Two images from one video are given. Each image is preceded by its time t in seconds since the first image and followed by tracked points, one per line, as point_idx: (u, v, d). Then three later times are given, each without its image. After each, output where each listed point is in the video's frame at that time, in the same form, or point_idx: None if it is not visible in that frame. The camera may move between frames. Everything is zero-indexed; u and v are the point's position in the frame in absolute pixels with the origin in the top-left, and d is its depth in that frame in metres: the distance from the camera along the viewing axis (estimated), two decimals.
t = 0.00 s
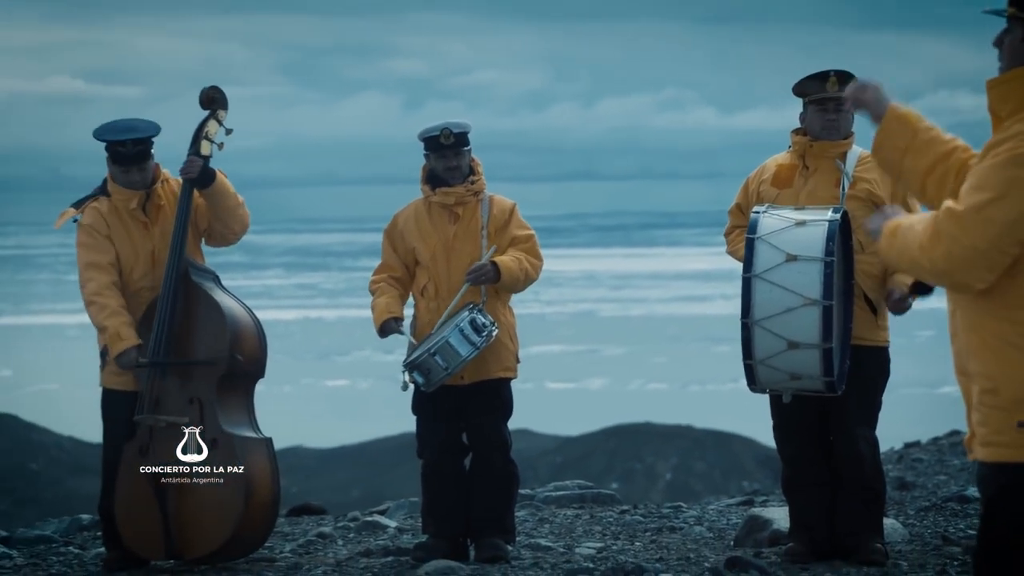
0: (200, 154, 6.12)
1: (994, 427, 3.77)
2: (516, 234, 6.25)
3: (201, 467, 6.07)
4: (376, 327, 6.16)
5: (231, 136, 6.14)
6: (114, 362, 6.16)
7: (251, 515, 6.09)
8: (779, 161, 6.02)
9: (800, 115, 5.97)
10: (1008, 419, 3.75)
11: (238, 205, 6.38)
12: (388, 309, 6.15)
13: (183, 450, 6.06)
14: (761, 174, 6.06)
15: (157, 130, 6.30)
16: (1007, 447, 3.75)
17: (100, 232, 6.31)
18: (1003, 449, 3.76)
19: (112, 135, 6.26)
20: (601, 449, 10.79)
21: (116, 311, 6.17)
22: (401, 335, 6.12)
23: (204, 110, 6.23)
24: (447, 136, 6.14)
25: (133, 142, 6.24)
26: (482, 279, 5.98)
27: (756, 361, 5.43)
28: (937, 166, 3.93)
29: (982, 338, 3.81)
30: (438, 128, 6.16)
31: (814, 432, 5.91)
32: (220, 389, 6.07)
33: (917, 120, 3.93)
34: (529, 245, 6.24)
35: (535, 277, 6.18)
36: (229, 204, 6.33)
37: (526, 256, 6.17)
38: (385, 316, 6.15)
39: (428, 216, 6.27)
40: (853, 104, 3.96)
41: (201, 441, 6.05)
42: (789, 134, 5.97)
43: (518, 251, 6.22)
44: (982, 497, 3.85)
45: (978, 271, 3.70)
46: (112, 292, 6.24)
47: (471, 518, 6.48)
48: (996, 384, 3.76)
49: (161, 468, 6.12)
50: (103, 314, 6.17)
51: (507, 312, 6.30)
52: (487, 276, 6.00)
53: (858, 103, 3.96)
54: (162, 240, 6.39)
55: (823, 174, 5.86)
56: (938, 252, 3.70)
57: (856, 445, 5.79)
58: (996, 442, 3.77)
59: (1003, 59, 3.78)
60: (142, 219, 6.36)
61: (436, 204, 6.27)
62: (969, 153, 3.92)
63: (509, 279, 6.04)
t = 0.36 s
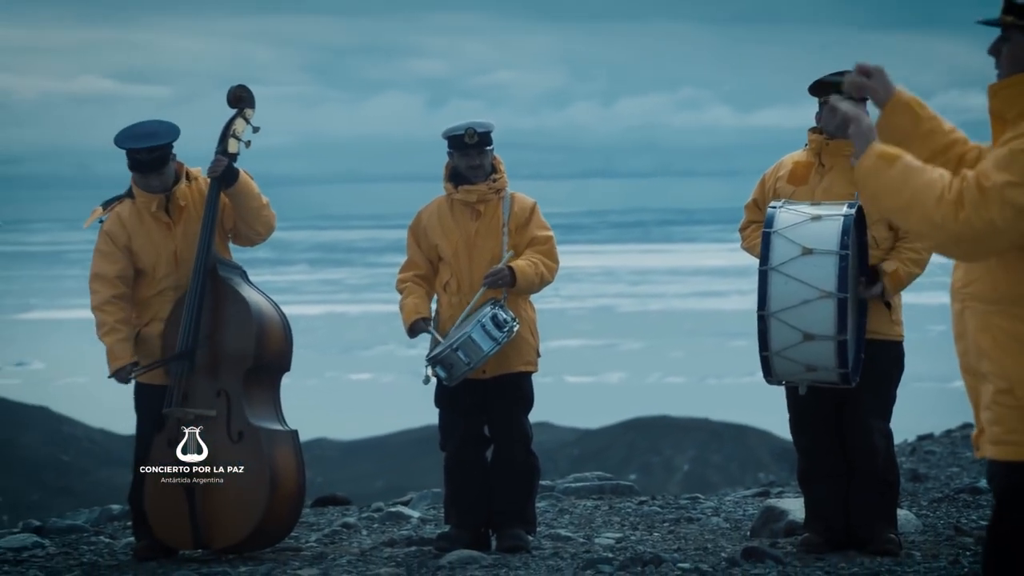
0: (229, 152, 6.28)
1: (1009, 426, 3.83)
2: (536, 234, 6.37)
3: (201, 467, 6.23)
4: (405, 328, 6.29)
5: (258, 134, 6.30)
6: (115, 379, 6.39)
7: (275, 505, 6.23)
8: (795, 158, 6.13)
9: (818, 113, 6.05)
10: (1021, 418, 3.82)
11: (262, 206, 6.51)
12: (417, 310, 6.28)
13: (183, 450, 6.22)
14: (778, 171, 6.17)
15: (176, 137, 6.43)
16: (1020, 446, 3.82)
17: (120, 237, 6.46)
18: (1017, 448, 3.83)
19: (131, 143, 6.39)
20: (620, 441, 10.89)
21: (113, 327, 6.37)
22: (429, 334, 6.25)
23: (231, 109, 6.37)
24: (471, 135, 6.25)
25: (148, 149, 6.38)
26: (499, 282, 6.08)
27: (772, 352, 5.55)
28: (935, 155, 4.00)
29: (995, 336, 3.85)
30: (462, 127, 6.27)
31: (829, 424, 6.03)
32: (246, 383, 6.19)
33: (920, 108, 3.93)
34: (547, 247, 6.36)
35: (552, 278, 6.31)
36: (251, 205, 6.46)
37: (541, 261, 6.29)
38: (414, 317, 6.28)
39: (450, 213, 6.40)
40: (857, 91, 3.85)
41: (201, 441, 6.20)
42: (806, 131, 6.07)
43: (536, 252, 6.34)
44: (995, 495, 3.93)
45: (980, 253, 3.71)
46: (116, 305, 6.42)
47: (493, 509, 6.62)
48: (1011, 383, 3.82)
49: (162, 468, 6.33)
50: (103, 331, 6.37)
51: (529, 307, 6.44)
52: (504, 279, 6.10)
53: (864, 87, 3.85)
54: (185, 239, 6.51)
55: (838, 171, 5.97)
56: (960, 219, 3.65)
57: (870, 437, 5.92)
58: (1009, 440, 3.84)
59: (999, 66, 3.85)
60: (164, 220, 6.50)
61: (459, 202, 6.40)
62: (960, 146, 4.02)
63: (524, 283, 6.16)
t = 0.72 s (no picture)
0: (243, 149, 6.40)
1: (1009, 422, 3.95)
2: (555, 230, 6.50)
3: (201, 467, 6.41)
4: (424, 322, 6.42)
5: (272, 129, 6.41)
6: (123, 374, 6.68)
7: (294, 496, 6.36)
8: (808, 156, 6.24)
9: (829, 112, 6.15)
10: (1022, 415, 3.94)
11: (279, 201, 6.63)
12: (435, 306, 6.41)
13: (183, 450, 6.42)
14: (790, 167, 6.30)
15: (203, 124, 6.58)
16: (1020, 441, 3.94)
17: (145, 229, 6.65)
18: (1015, 443, 3.94)
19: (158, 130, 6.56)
20: (636, 432, 11.03)
21: (124, 323, 6.63)
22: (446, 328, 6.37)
23: (247, 105, 6.49)
24: (489, 134, 6.38)
25: (172, 134, 6.52)
26: (519, 276, 6.22)
27: (788, 342, 5.66)
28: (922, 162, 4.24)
29: (996, 333, 3.98)
30: (481, 125, 6.39)
31: (842, 416, 6.13)
32: (264, 375, 6.31)
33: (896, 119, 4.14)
34: (566, 243, 6.49)
35: (570, 274, 6.43)
36: (268, 199, 6.58)
37: (561, 255, 6.41)
38: (433, 312, 6.41)
39: (470, 209, 6.53)
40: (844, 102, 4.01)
41: (201, 441, 6.38)
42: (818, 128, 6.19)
43: (555, 247, 6.47)
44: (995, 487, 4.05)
45: (981, 245, 3.80)
46: (134, 299, 6.68)
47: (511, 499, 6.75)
48: (1013, 380, 3.94)
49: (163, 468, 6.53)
50: (117, 324, 6.64)
51: (546, 302, 6.56)
52: (524, 274, 6.23)
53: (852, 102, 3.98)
54: (207, 232, 6.64)
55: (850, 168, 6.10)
56: (968, 212, 3.73)
57: (882, 428, 6.04)
58: (1008, 435, 3.95)
59: (1007, 59, 3.92)
60: (188, 212, 6.64)
61: (478, 198, 6.53)
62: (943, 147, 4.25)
63: (544, 277, 6.29)
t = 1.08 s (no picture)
0: (270, 145, 6.52)
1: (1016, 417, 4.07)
2: (576, 226, 6.62)
3: (201, 467, 6.68)
4: (446, 316, 6.57)
5: (301, 127, 6.55)
6: (163, 324, 6.58)
7: (321, 486, 6.50)
8: (825, 152, 6.36)
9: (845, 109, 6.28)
10: None
11: (315, 195, 6.78)
12: (458, 300, 6.56)
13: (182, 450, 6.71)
14: (808, 163, 6.42)
15: (242, 116, 6.76)
16: None
17: (180, 215, 6.78)
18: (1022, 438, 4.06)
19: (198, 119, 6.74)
20: (657, 424, 11.17)
21: (173, 279, 6.64)
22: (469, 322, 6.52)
23: (276, 105, 6.64)
24: (512, 131, 6.52)
25: (212, 121, 6.69)
26: (541, 272, 6.34)
27: (806, 332, 5.77)
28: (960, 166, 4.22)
29: (1003, 330, 4.09)
30: (504, 123, 6.54)
31: (858, 408, 6.25)
32: (292, 368, 6.46)
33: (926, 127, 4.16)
34: (587, 239, 6.61)
35: (591, 269, 6.56)
36: (305, 193, 6.73)
37: (582, 251, 6.54)
38: (455, 305, 6.56)
39: (494, 205, 6.67)
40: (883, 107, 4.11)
41: (200, 441, 6.67)
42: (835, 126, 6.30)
43: (576, 243, 6.59)
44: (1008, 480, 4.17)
45: (979, 241, 3.89)
46: (176, 268, 6.70)
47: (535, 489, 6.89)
48: (1019, 376, 4.04)
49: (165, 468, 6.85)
50: (162, 284, 6.63)
51: (568, 296, 6.69)
52: (546, 270, 6.36)
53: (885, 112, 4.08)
54: (240, 225, 6.79)
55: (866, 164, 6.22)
56: (959, 208, 3.82)
57: (897, 421, 6.16)
58: (1016, 430, 4.07)
59: (1010, 60, 4.00)
60: (223, 204, 6.80)
61: (501, 194, 6.67)
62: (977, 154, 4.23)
63: (565, 273, 6.42)
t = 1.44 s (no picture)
0: (311, 144, 6.67)
1: None
2: (599, 221, 6.75)
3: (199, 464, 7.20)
4: (475, 310, 6.69)
5: (340, 125, 6.70)
6: (221, 329, 6.79)
7: (354, 475, 6.67)
8: (844, 148, 6.46)
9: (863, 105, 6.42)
10: None
11: (349, 192, 6.94)
12: (486, 293, 6.69)
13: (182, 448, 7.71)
14: (828, 159, 6.51)
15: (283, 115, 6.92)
16: None
17: (222, 210, 6.92)
18: None
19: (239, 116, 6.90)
20: (678, 415, 11.30)
21: (229, 286, 6.78)
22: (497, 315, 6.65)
23: (317, 104, 6.80)
24: (537, 126, 6.64)
25: (258, 120, 6.87)
26: (566, 266, 6.48)
27: (829, 325, 5.90)
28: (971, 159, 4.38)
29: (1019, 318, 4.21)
30: (530, 118, 6.66)
31: (876, 400, 6.38)
32: (326, 360, 6.61)
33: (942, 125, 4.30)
34: (609, 233, 6.75)
35: (614, 263, 6.69)
36: (340, 191, 6.89)
37: (606, 245, 6.67)
38: (484, 300, 6.68)
39: (518, 200, 6.80)
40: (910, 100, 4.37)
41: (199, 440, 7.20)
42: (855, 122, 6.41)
43: (599, 237, 6.72)
44: None
45: (989, 227, 4.03)
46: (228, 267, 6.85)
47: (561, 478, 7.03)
48: None
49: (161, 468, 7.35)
50: (217, 289, 6.77)
51: (592, 290, 6.83)
52: (570, 264, 6.50)
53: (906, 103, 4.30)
54: (278, 219, 6.98)
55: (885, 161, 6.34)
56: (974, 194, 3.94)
57: (915, 411, 6.28)
58: None
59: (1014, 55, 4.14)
60: (259, 200, 6.95)
61: (526, 189, 6.80)
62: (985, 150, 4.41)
63: (589, 266, 6.56)
